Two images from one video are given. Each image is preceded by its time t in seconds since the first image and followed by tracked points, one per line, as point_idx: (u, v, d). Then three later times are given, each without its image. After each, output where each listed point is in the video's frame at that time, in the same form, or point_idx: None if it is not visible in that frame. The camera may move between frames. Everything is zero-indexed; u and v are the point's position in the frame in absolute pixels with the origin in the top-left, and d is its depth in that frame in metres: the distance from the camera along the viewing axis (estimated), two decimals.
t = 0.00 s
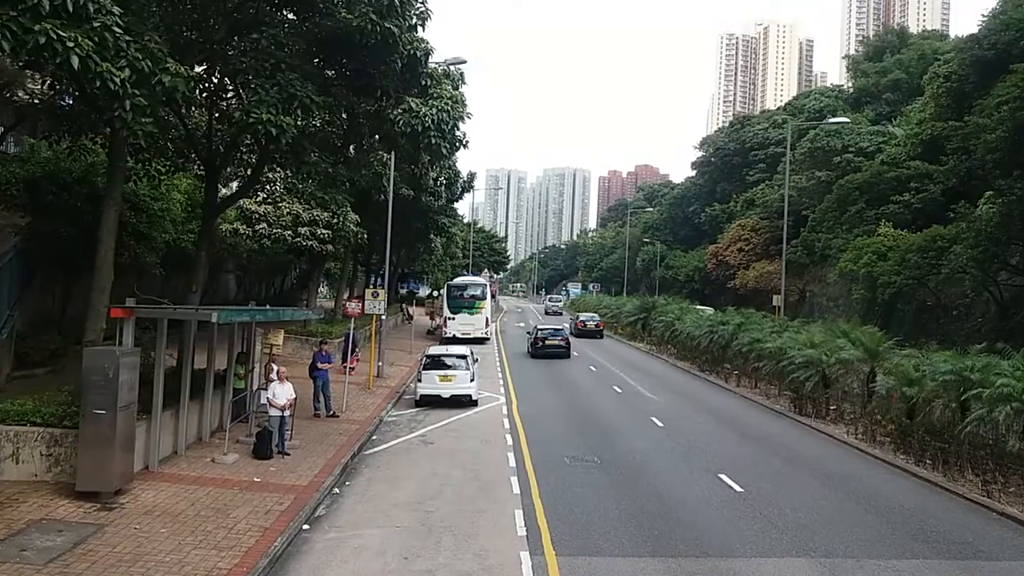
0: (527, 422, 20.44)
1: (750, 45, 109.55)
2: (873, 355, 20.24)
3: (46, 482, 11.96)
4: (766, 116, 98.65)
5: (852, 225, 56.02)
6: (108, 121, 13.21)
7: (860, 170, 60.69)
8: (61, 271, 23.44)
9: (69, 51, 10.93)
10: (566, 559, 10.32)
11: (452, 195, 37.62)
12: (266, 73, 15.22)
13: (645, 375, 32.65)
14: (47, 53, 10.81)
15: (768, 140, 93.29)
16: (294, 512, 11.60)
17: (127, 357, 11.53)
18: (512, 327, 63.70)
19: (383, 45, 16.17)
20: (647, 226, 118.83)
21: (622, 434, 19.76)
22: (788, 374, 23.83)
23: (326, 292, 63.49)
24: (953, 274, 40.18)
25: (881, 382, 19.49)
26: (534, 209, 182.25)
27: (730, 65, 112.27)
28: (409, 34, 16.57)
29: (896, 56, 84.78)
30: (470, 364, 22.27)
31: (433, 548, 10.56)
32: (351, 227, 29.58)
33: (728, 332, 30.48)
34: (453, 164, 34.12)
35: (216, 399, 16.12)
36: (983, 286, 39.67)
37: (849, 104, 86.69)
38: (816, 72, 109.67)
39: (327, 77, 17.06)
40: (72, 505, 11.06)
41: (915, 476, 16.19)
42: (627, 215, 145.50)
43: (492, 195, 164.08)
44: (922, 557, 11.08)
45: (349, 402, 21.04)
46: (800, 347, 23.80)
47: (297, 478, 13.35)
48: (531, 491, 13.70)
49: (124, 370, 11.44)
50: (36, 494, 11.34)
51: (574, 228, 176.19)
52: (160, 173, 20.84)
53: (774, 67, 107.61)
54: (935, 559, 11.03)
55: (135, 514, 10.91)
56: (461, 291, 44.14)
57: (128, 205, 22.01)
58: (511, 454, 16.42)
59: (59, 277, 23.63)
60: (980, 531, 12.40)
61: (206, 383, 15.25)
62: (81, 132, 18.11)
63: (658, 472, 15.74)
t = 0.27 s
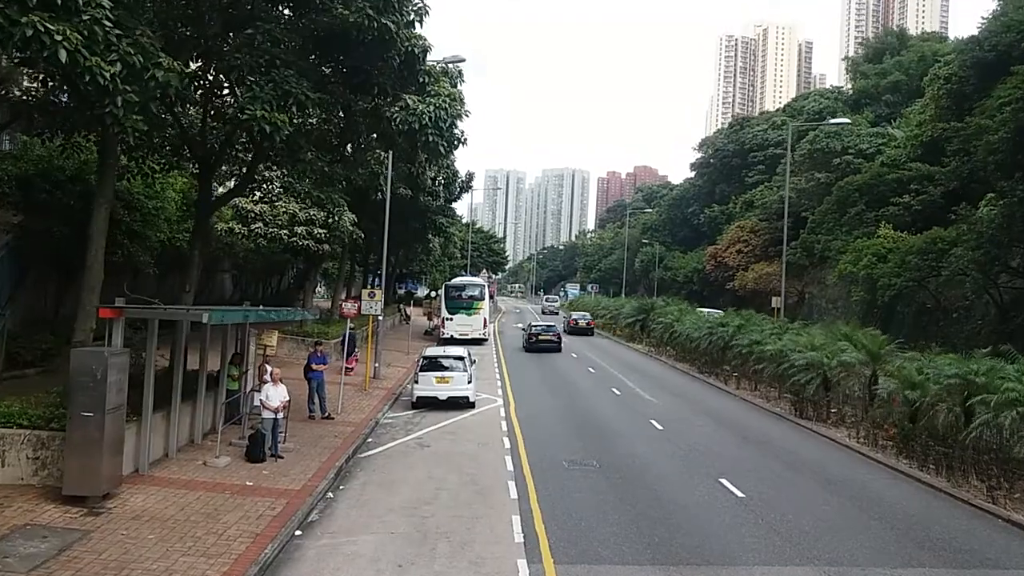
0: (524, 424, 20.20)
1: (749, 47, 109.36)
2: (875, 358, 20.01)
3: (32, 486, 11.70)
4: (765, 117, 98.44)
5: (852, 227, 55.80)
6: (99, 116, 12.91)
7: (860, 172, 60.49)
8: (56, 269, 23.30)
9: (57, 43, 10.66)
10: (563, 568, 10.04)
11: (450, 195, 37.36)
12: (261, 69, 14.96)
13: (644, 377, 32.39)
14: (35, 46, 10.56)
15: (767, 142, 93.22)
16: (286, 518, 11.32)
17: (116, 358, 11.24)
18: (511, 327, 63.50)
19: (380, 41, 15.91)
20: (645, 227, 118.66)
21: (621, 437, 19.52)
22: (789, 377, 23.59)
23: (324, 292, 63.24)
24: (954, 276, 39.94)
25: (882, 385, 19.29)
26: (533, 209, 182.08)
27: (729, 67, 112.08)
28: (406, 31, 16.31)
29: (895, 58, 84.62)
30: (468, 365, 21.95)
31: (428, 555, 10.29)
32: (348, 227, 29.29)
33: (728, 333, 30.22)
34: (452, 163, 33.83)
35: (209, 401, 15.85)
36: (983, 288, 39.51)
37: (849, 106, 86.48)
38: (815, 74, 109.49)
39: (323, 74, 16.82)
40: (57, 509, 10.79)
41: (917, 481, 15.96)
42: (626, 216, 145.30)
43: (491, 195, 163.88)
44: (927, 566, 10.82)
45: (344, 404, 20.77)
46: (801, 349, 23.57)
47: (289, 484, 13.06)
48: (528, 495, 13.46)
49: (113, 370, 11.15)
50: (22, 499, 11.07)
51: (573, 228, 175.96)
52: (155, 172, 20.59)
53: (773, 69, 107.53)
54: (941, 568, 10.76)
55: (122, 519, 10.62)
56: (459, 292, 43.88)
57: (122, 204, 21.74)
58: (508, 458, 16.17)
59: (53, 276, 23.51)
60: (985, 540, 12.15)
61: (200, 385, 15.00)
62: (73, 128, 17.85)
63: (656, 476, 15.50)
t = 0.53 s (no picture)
0: (520, 426, 19.88)
1: (746, 48, 109.26)
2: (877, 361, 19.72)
3: (13, 490, 11.37)
4: (763, 118, 98.19)
5: (851, 228, 55.59)
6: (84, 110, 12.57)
7: (858, 173, 60.28)
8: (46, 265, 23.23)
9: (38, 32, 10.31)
10: None
11: (447, 194, 37.05)
12: (252, 63, 14.61)
13: (642, 378, 32.06)
14: (15, 36, 10.22)
15: (765, 142, 93.07)
16: (273, 524, 11.01)
17: (98, 359, 10.91)
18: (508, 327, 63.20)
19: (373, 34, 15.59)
20: (643, 227, 118.42)
21: (618, 440, 19.18)
22: (788, 379, 23.30)
23: (320, 291, 62.94)
24: (954, 277, 39.68)
25: (884, 388, 19.02)
26: (530, 210, 181.82)
27: (726, 68, 111.94)
28: (401, 26, 15.97)
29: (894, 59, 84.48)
30: (463, 367, 21.60)
31: (419, 563, 9.97)
32: (343, 225, 28.97)
33: (726, 335, 29.94)
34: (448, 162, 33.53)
35: (198, 402, 15.53)
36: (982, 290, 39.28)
37: (848, 107, 86.31)
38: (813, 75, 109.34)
39: (316, 68, 16.47)
40: (38, 515, 10.48)
41: (920, 486, 15.65)
42: (624, 217, 145.05)
43: (489, 195, 163.70)
44: None
45: (337, 405, 20.48)
46: (800, 351, 23.28)
47: (278, 489, 12.75)
48: (524, 500, 13.15)
49: (95, 372, 10.81)
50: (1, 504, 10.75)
51: (570, 229, 175.71)
52: (145, 169, 20.27)
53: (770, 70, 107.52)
54: None
55: (104, 525, 10.30)
56: (456, 292, 43.58)
57: (112, 202, 21.41)
58: (504, 461, 15.83)
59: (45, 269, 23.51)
60: (992, 549, 11.84)
61: (190, 385, 14.65)
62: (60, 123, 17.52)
63: (654, 480, 15.21)
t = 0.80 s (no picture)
0: (513, 430, 19.52)
1: (742, 49, 109.12)
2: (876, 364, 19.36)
3: None
4: (759, 119, 98.00)
5: (847, 229, 55.32)
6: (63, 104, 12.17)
7: (854, 174, 60.07)
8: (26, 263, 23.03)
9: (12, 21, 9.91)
10: None
11: (441, 194, 36.67)
12: (238, 57, 14.23)
13: (637, 380, 31.76)
14: None
15: (761, 143, 92.89)
16: (256, 532, 10.62)
17: (75, 361, 10.54)
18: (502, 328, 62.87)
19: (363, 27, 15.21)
20: (638, 228, 118.14)
21: (613, 444, 18.83)
22: (785, 382, 22.96)
23: (314, 291, 62.54)
24: (951, 279, 39.40)
25: (883, 392, 18.68)
26: (526, 210, 181.43)
27: (722, 69, 111.77)
28: (392, 19, 15.59)
29: (890, 60, 84.32)
30: (456, 369, 21.19)
31: (406, 573, 9.60)
32: (334, 223, 28.57)
33: (723, 336, 29.60)
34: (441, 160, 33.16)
35: (182, 404, 15.17)
36: (979, 291, 39.03)
37: (844, 108, 86.10)
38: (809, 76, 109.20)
39: (305, 61, 16.11)
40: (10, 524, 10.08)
41: (920, 492, 15.33)
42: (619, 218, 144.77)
43: (484, 196, 163.43)
44: None
45: (327, 407, 20.12)
46: (798, 353, 22.94)
47: (263, 495, 12.35)
48: (517, 507, 12.80)
49: (71, 375, 10.43)
50: None
51: (566, 229, 175.38)
52: (131, 166, 19.86)
53: (766, 72, 107.43)
54: None
55: (79, 534, 9.91)
56: (450, 292, 43.20)
57: (99, 200, 20.99)
58: (496, 466, 15.46)
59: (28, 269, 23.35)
60: (997, 558, 11.49)
61: (173, 389, 14.26)
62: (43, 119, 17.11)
63: (650, 485, 14.87)
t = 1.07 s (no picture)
0: (501, 434, 19.07)
1: (733, 50, 109.03)
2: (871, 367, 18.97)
3: None
4: (751, 120, 97.80)
5: (839, 229, 55.06)
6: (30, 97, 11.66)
7: (846, 174, 59.81)
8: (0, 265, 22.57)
9: None
10: None
11: (430, 193, 36.16)
12: (215, 50, 13.72)
13: (628, 382, 31.39)
14: None
15: (752, 144, 92.71)
16: (229, 544, 10.14)
17: (39, 364, 10.06)
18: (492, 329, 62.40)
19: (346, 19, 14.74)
20: (630, 228, 117.82)
21: (603, 448, 18.43)
22: (778, 384, 22.58)
23: (302, 292, 61.89)
24: (943, 279, 39.12)
25: (878, 395, 18.29)
26: (517, 211, 180.97)
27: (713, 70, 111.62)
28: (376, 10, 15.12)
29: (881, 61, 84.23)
30: (444, 371, 20.70)
31: None
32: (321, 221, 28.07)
33: (715, 337, 29.20)
34: (430, 158, 32.66)
35: (158, 408, 14.65)
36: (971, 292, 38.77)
37: (835, 108, 85.96)
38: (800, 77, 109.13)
39: (286, 54, 15.62)
40: None
41: (918, 498, 14.94)
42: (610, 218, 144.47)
43: (475, 196, 162.86)
44: None
45: (310, 411, 19.59)
46: (791, 355, 22.54)
47: (239, 505, 11.87)
48: (503, 516, 12.34)
49: (35, 379, 9.95)
50: None
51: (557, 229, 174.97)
52: (110, 163, 19.35)
53: (757, 73, 107.37)
54: None
55: (42, 547, 9.42)
56: (440, 292, 42.72)
57: (77, 197, 20.46)
58: (483, 473, 15.01)
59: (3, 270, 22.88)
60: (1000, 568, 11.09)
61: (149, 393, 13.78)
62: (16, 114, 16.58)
63: (641, 492, 14.44)
